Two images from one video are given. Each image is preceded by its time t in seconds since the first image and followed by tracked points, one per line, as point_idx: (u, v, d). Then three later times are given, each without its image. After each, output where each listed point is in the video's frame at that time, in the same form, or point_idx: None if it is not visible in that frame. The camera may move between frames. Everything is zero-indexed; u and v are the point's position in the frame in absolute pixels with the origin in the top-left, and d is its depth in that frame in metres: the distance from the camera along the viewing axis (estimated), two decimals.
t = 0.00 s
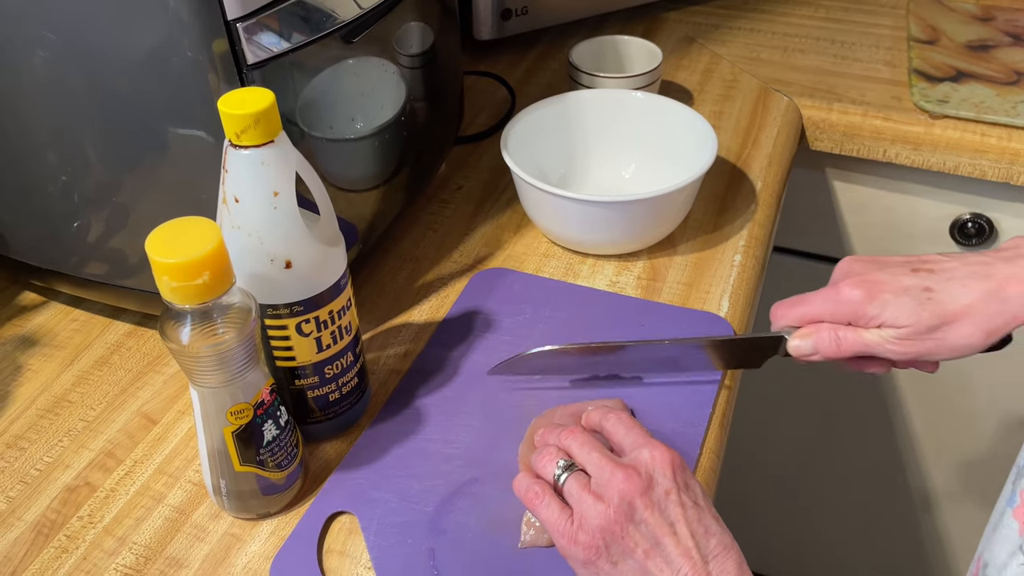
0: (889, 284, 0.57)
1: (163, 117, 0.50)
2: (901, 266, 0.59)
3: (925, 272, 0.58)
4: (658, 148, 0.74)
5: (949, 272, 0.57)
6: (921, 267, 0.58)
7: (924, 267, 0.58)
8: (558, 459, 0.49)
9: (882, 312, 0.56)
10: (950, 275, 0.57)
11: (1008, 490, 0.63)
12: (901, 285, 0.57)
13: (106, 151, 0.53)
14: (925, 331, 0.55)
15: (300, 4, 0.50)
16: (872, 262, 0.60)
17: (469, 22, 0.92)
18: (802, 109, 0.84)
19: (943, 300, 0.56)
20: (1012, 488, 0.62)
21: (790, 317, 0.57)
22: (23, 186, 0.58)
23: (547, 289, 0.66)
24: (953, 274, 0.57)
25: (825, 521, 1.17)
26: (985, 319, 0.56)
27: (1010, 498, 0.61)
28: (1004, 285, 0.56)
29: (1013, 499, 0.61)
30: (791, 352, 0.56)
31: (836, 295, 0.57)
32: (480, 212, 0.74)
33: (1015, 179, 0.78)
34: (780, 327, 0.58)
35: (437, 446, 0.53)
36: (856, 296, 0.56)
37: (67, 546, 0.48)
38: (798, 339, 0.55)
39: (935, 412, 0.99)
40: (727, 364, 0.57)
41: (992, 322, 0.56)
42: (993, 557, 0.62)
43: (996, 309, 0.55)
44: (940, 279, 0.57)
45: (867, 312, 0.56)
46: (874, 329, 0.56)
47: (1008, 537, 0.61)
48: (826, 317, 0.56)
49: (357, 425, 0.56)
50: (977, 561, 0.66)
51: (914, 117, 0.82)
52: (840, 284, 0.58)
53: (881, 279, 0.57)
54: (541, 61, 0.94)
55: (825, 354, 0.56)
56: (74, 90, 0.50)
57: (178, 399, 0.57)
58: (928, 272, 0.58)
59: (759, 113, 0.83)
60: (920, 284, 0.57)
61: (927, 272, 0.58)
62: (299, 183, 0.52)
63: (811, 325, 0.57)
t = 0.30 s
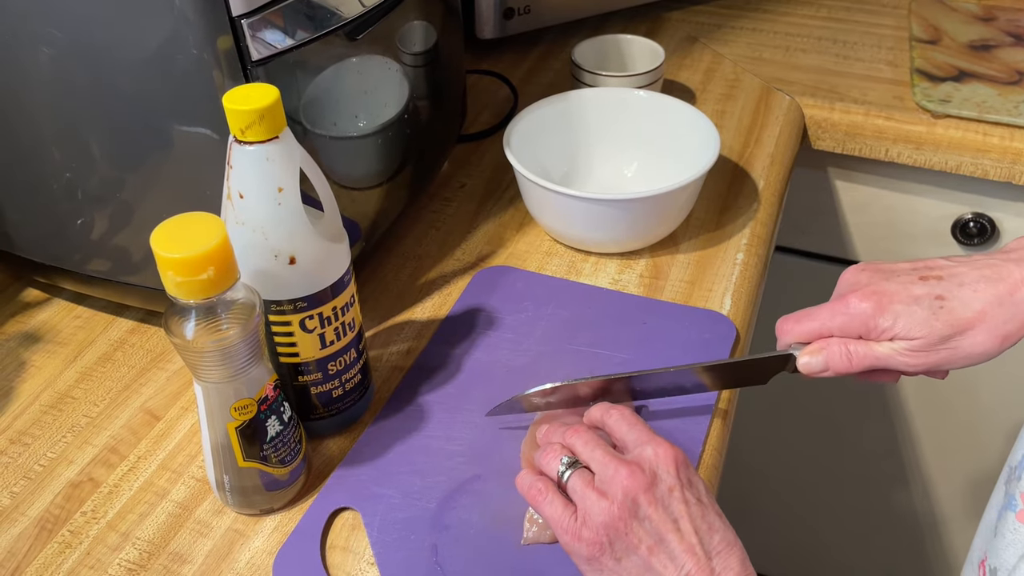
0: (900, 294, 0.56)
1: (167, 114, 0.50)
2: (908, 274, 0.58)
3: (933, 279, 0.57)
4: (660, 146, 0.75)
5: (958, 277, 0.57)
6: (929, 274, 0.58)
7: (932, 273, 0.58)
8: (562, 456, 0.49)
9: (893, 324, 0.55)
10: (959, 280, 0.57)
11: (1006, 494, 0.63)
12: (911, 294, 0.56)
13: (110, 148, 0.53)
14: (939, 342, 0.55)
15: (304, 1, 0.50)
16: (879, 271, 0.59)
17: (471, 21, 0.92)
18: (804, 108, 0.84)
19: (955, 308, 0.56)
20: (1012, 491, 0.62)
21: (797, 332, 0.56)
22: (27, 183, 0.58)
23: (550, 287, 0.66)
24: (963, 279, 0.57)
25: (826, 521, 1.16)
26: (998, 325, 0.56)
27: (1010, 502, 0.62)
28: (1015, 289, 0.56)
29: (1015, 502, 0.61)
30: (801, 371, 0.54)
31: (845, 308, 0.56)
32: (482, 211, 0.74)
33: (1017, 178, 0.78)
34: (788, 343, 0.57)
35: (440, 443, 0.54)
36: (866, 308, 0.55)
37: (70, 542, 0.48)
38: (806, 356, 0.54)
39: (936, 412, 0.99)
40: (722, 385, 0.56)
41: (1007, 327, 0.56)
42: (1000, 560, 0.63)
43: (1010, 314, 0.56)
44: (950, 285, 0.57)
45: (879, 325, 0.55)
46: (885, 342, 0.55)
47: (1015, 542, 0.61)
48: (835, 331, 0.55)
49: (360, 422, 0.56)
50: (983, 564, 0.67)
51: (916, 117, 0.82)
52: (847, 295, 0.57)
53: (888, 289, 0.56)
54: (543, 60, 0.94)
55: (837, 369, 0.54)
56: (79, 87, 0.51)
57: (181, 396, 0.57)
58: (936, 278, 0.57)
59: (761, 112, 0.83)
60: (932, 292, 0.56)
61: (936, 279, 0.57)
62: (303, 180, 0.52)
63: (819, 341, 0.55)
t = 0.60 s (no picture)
0: (900, 314, 0.55)
1: (166, 113, 0.50)
2: (909, 292, 0.57)
3: (934, 298, 0.56)
4: (659, 147, 0.75)
5: (958, 297, 0.56)
6: (930, 292, 0.57)
7: (933, 292, 0.56)
8: (559, 454, 0.49)
9: (892, 345, 0.54)
10: (959, 300, 0.56)
11: (994, 493, 0.63)
12: (910, 314, 0.55)
13: (110, 147, 0.53)
14: (936, 364, 0.55)
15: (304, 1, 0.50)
16: (879, 286, 0.58)
17: (471, 21, 0.92)
18: (803, 109, 0.84)
19: (953, 330, 0.55)
20: (999, 491, 0.62)
21: (793, 344, 0.55)
22: (27, 182, 0.59)
23: (549, 287, 0.66)
24: (962, 299, 0.56)
25: (824, 521, 1.17)
26: (996, 347, 0.55)
27: (998, 501, 0.62)
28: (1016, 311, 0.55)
29: (1001, 502, 0.61)
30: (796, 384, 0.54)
31: (844, 325, 0.55)
32: (481, 210, 0.74)
33: (1015, 179, 0.78)
34: (783, 352, 0.56)
35: (438, 442, 0.54)
36: (865, 327, 0.54)
37: (69, 540, 0.48)
38: (802, 369, 0.54)
39: (935, 412, 0.99)
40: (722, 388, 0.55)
41: (1005, 348, 0.55)
42: (989, 559, 0.63)
43: (1008, 337, 0.55)
44: (950, 306, 0.55)
45: (876, 344, 0.54)
46: (883, 361, 0.54)
47: (1004, 541, 0.61)
48: (832, 347, 0.54)
49: (358, 421, 0.56)
50: (970, 564, 0.67)
51: (914, 118, 0.82)
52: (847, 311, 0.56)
53: (889, 308, 0.55)
54: (542, 60, 0.94)
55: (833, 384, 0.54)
56: (79, 86, 0.51)
57: (180, 394, 0.57)
58: (936, 298, 0.56)
59: (760, 113, 0.84)
60: (931, 313, 0.55)
61: (935, 298, 0.56)
62: (302, 179, 0.52)
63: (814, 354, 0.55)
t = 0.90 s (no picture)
0: (830, 332, 0.55)
1: (166, 114, 0.51)
2: (837, 310, 0.57)
3: (863, 316, 0.56)
4: (658, 149, 0.75)
5: (887, 316, 0.56)
6: (859, 310, 0.57)
7: (862, 310, 0.57)
8: (555, 454, 0.50)
9: (821, 362, 0.55)
10: (888, 318, 0.56)
11: (981, 491, 0.63)
12: (838, 332, 0.55)
13: (109, 147, 0.53)
14: (864, 381, 0.55)
15: (303, 2, 0.50)
16: (811, 305, 0.58)
17: (471, 24, 0.93)
18: (802, 111, 0.84)
19: (880, 348, 0.55)
20: (986, 489, 0.62)
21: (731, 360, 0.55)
22: (26, 183, 0.59)
23: (547, 288, 0.66)
24: (891, 317, 0.56)
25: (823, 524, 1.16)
26: (922, 366, 0.55)
27: (985, 500, 0.62)
28: (941, 329, 0.55)
29: (988, 500, 0.61)
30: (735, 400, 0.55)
31: (775, 341, 0.55)
32: (480, 212, 0.74)
33: (1014, 182, 0.78)
34: (724, 368, 0.56)
35: (436, 443, 0.54)
36: (795, 344, 0.54)
37: (67, 540, 0.48)
38: (740, 386, 0.54)
39: (933, 414, 0.99)
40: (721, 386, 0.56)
41: (930, 367, 0.55)
42: (977, 557, 0.63)
43: (932, 355, 0.55)
44: (879, 325, 0.56)
45: (806, 362, 0.55)
46: (813, 378, 0.55)
47: (993, 539, 0.61)
48: (768, 363, 0.55)
49: (357, 422, 0.56)
50: (954, 561, 0.67)
51: (913, 120, 0.82)
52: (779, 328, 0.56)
53: (820, 326, 0.56)
54: (542, 63, 0.94)
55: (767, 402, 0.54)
56: (79, 87, 0.51)
57: (179, 395, 0.57)
58: (865, 316, 0.56)
59: (759, 116, 0.84)
60: (859, 331, 0.55)
61: (864, 316, 0.56)
62: (302, 180, 0.53)
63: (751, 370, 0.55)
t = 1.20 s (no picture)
0: (842, 326, 0.55)
1: (168, 118, 0.51)
2: (850, 305, 0.57)
3: (874, 310, 0.56)
4: (659, 153, 0.75)
5: (898, 310, 0.56)
6: (871, 304, 0.57)
7: (874, 304, 0.57)
8: (556, 457, 0.50)
9: (834, 356, 0.54)
10: (900, 311, 0.56)
11: (988, 493, 0.63)
12: (850, 326, 0.55)
13: (111, 152, 0.53)
14: (877, 375, 0.55)
15: (304, 8, 0.50)
16: (823, 301, 0.57)
17: (471, 28, 0.93)
18: (802, 115, 0.84)
19: (892, 341, 0.55)
20: (990, 490, 0.62)
21: (744, 357, 0.55)
22: (28, 186, 0.59)
23: (547, 292, 0.66)
24: (903, 310, 0.56)
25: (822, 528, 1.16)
26: (933, 359, 0.55)
27: (987, 501, 0.62)
28: (953, 322, 0.54)
29: (991, 501, 0.61)
30: (749, 397, 0.54)
31: (788, 336, 0.55)
32: (480, 215, 0.74)
33: (1013, 186, 0.79)
34: (737, 368, 0.55)
35: (437, 447, 0.54)
36: (807, 337, 0.54)
37: (69, 543, 0.48)
38: (754, 383, 0.53)
39: (932, 416, 0.99)
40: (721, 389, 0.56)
41: (942, 360, 0.55)
42: (980, 558, 0.63)
43: (946, 348, 0.54)
44: (890, 318, 0.56)
45: (823, 354, 0.54)
46: (827, 371, 0.54)
47: (995, 540, 0.61)
48: (781, 359, 0.54)
49: (358, 425, 0.56)
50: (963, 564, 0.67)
51: (913, 124, 0.82)
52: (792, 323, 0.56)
53: (831, 320, 0.56)
54: (542, 66, 0.95)
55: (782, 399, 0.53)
56: (81, 91, 0.51)
57: (181, 398, 0.57)
58: (877, 311, 0.56)
59: (759, 120, 0.84)
60: (870, 325, 0.55)
61: (877, 310, 0.56)
62: (303, 185, 0.53)
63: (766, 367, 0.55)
